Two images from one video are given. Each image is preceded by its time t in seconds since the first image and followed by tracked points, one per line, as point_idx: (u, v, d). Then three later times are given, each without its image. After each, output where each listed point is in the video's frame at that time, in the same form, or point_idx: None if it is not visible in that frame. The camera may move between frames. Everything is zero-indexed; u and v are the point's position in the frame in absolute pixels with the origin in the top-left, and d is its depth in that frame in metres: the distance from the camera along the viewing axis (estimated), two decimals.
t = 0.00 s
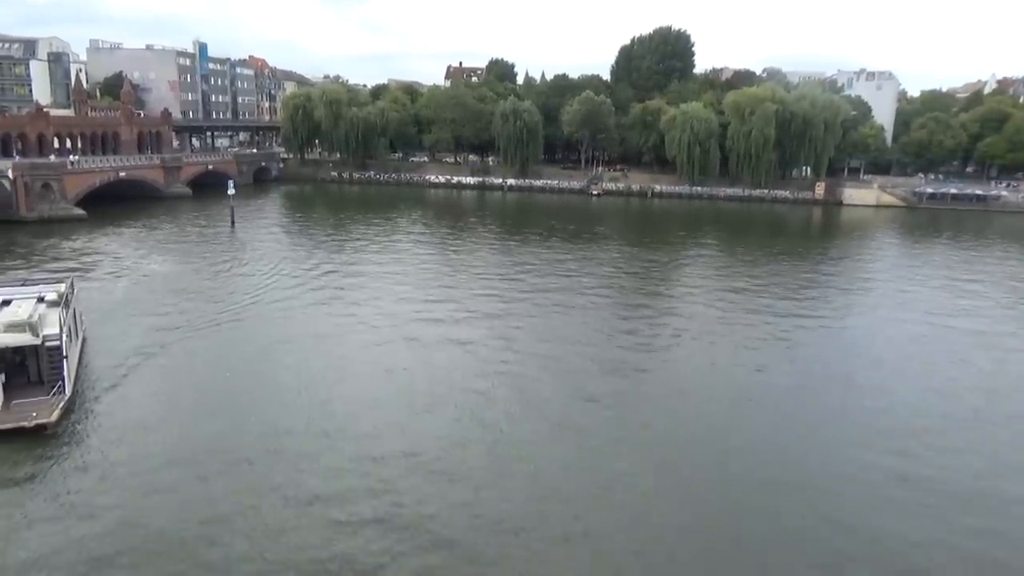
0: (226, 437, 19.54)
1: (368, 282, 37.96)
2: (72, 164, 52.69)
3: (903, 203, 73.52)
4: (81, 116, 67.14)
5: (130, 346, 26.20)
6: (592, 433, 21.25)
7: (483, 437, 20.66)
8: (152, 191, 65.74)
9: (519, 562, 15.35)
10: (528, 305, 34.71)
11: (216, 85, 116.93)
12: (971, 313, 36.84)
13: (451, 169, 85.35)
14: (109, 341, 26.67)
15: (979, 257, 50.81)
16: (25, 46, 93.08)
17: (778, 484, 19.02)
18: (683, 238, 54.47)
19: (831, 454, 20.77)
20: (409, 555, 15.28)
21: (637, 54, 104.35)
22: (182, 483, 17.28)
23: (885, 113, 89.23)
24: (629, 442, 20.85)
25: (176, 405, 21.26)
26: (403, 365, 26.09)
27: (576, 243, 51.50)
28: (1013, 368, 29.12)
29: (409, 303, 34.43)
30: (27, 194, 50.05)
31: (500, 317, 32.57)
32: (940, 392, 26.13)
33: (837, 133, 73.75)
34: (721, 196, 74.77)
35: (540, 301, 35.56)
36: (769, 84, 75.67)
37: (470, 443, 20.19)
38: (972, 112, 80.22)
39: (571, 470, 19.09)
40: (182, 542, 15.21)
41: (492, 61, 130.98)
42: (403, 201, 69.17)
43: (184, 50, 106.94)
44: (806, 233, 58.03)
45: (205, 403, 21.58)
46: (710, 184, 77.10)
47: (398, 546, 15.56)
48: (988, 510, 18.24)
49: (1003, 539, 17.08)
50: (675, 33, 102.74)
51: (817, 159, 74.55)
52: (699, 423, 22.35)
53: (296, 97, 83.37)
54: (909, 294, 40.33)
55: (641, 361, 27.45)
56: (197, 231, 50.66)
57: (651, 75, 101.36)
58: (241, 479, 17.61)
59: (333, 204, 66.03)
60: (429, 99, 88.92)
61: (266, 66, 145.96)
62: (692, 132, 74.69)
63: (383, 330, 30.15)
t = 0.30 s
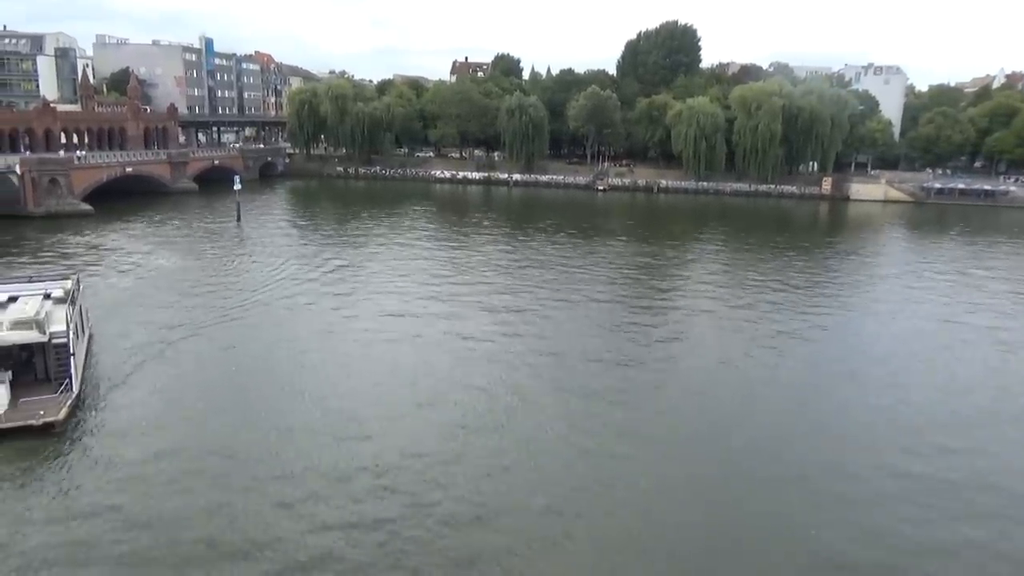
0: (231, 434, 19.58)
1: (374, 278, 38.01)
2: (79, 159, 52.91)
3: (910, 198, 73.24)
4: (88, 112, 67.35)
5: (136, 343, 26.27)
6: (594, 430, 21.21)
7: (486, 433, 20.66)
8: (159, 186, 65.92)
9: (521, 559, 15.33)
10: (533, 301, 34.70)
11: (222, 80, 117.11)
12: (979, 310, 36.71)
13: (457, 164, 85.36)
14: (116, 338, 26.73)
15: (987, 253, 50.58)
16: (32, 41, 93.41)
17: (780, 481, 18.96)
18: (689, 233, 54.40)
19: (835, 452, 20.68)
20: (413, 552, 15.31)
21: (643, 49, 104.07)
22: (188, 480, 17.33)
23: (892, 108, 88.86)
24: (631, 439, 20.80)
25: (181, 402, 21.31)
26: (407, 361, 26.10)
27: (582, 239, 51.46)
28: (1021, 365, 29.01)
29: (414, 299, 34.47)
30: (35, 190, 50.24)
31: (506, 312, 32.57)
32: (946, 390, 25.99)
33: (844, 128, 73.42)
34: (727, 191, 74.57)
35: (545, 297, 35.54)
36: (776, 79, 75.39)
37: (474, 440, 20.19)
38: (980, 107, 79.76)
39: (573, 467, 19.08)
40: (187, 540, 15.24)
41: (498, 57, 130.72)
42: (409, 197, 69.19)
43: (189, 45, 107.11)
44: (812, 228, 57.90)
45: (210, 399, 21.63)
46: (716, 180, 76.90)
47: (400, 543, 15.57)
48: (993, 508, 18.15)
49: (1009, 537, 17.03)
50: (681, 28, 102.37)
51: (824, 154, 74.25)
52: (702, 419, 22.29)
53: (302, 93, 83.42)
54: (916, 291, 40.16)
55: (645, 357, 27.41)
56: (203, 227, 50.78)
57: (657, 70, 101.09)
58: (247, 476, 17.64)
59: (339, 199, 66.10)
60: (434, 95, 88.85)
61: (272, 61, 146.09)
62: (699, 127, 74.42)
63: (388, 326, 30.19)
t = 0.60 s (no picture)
0: (243, 430, 19.67)
1: (386, 273, 38.15)
2: (93, 155, 53.29)
3: (924, 191, 72.72)
4: (101, 108, 67.78)
5: (150, 338, 26.44)
6: (603, 425, 21.16)
7: (496, 428, 20.67)
8: (172, 181, 66.31)
9: (530, 555, 15.33)
10: (544, 295, 34.71)
11: (235, 76, 117.55)
12: (994, 304, 36.42)
13: (468, 159, 85.34)
14: (130, 333, 26.93)
15: (1003, 247, 50.14)
16: (47, 38, 93.17)
17: (790, 477, 18.84)
18: (701, 227, 54.22)
19: (846, 448, 20.53)
20: (423, 547, 15.35)
21: (655, 43, 103.54)
22: (202, 475, 17.46)
23: (907, 101, 88.15)
24: (640, 434, 20.73)
25: (192, 398, 21.41)
26: (418, 356, 26.14)
27: (593, 233, 51.37)
28: None
29: (424, 293, 34.53)
30: (49, 185, 50.65)
31: (516, 307, 32.58)
32: (961, 385, 25.77)
33: (858, 120, 72.80)
34: (739, 184, 74.23)
35: (555, 291, 35.51)
36: (789, 72, 74.87)
37: (483, 435, 20.21)
38: (997, 99, 78.96)
39: (582, 463, 19.04)
40: (200, 535, 15.33)
41: (509, 51, 130.47)
42: (420, 191, 69.27)
43: (201, 41, 107.44)
44: (825, 222, 57.55)
45: (221, 395, 21.72)
46: (728, 173, 76.57)
47: (411, 538, 15.61)
48: (1005, 505, 18.03)
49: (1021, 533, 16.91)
50: (693, 21, 101.73)
51: (837, 147, 73.72)
52: (711, 415, 22.19)
53: (314, 88, 83.56)
54: (930, 285, 39.87)
55: (655, 352, 27.32)
56: (215, 222, 51.04)
57: (669, 63, 100.63)
58: (257, 471, 17.75)
59: (350, 194, 66.26)
60: (445, 89, 88.80)
61: (284, 57, 146.44)
62: (710, 121, 74.04)
63: (399, 321, 30.23)
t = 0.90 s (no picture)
0: (261, 426, 19.76)
1: (402, 267, 38.25)
2: (112, 151, 53.76)
3: (944, 183, 72.02)
4: (119, 105, 68.34)
5: (169, 334, 26.64)
6: (617, 420, 21.09)
7: (511, 423, 20.66)
8: (190, 177, 66.77)
9: (546, 548, 15.36)
10: (560, 289, 34.66)
11: (251, 72, 118.08)
12: (1016, 297, 35.99)
13: (483, 153, 85.29)
14: (149, 328, 27.15)
15: None
16: (64, 36, 94.73)
17: (806, 472, 18.67)
18: (717, 221, 53.94)
19: (864, 442, 20.32)
20: (438, 542, 15.38)
21: (671, 34, 102.88)
22: (221, 471, 17.57)
23: (927, 91, 87.07)
24: (654, 428, 20.63)
25: (210, 394, 21.55)
26: (434, 350, 26.22)
27: (609, 226, 51.23)
28: None
29: (440, 288, 34.60)
30: (69, 182, 51.15)
31: (532, 301, 32.54)
32: (981, 379, 25.46)
33: (877, 111, 71.87)
34: (756, 177, 73.72)
35: (570, 285, 35.47)
36: (806, 63, 74.17)
37: (499, 430, 20.21)
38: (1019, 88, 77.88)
39: (596, 457, 18.98)
40: (219, 531, 15.43)
41: (524, 44, 130.19)
42: (436, 185, 69.34)
43: (217, 37, 107.97)
44: (844, 215, 57.06)
45: (238, 391, 21.82)
46: (745, 166, 76.05)
47: (427, 531, 15.68)
48: None
49: None
50: (710, 12, 100.94)
51: (856, 139, 73.01)
52: (725, 409, 22.03)
53: (329, 83, 83.79)
54: (951, 277, 39.47)
55: (669, 347, 27.16)
56: (232, 217, 51.35)
57: (685, 55, 100.06)
58: (276, 466, 17.85)
59: (366, 189, 66.48)
60: (460, 83, 88.72)
61: (299, 52, 146.87)
62: (727, 113, 73.54)
63: (414, 315, 30.31)
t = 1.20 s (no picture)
0: (269, 421, 19.83)
1: (409, 262, 38.28)
2: (121, 146, 54.09)
3: (954, 175, 71.67)
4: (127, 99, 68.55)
5: (178, 329, 26.74)
6: (621, 415, 21.06)
7: (516, 418, 20.67)
8: (198, 171, 66.98)
9: (550, 544, 15.37)
10: (566, 284, 34.61)
11: (258, 66, 118.25)
12: None
13: (490, 147, 85.21)
14: (158, 324, 27.25)
15: None
16: (73, 30, 93.92)
17: (809, 468, 18.62)
18: (725, 214, 53.80)
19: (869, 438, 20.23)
20: (444, 537, 15.40)
21: (678, 27, 102.49)
22: (229, 467, 17.61)
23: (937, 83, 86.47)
24: (657, 424, 20.61)
25: (217, 389, 21.62)
26: (440, 345, 26.24)
27: (617, 220, 51.16)
28: None
29: (447, 282, 34.63)
30: (78, 176, 51.40)
31: (539, 296, 32.50)
32: (989, 373, 25.35)
33: (887, 104, 71.62)
34: (764, 170, 73.44)
35: (577, 279, 35.42)
36: (815, 55, 73.76)
37: (504, 425, 20.22)
38: None
39: (600, 452, 18.97)
40: (227, 527, 15.49)
41: (531, 37, 129.96)
42: (443, 179, 69.36)
43: (225, 31, 108.15)
44: (852, 208, 56.82)
45: (245, 387, 21.90)
46: (753, 159, 75.75)
47: (433, 527, 15.71)
48: None
49: None
50: (718, 5, 100.47)
51: (865, 132, 72.68)
52: (730, 404, 21.97)
53: (336, 77, 83.88)
54: (960, 270, 39.27)
55: (676, 341, 27.10)
56: (241, 212, 51.47)
57: (693, 48, 99.67)
58: (284, 463, 17.88)
59: (374, 183, 66.56)
60: (467, 77, 88.60)
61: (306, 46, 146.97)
62: (735, 106, 73.23)
63: (421, 309, 30.35)
